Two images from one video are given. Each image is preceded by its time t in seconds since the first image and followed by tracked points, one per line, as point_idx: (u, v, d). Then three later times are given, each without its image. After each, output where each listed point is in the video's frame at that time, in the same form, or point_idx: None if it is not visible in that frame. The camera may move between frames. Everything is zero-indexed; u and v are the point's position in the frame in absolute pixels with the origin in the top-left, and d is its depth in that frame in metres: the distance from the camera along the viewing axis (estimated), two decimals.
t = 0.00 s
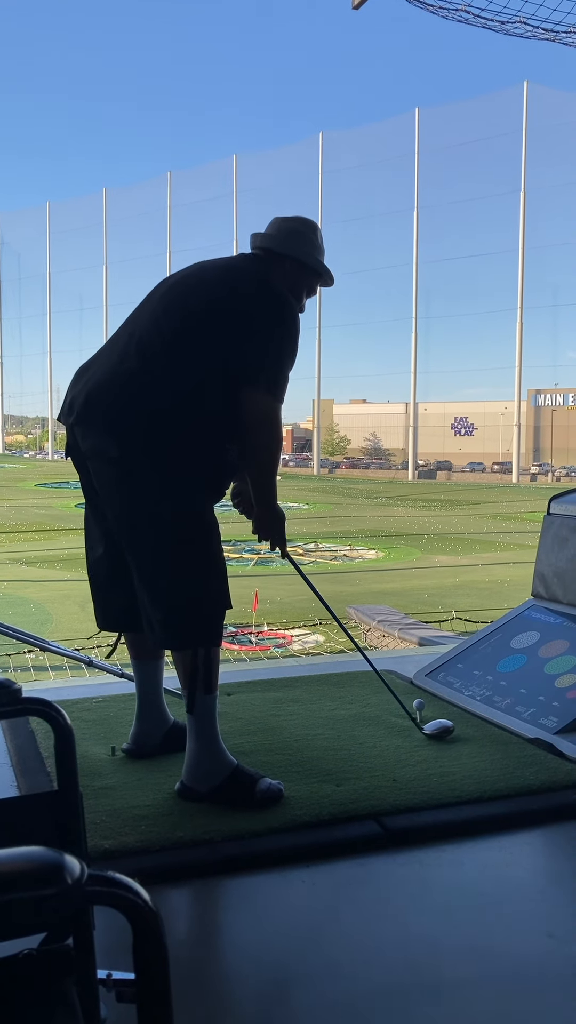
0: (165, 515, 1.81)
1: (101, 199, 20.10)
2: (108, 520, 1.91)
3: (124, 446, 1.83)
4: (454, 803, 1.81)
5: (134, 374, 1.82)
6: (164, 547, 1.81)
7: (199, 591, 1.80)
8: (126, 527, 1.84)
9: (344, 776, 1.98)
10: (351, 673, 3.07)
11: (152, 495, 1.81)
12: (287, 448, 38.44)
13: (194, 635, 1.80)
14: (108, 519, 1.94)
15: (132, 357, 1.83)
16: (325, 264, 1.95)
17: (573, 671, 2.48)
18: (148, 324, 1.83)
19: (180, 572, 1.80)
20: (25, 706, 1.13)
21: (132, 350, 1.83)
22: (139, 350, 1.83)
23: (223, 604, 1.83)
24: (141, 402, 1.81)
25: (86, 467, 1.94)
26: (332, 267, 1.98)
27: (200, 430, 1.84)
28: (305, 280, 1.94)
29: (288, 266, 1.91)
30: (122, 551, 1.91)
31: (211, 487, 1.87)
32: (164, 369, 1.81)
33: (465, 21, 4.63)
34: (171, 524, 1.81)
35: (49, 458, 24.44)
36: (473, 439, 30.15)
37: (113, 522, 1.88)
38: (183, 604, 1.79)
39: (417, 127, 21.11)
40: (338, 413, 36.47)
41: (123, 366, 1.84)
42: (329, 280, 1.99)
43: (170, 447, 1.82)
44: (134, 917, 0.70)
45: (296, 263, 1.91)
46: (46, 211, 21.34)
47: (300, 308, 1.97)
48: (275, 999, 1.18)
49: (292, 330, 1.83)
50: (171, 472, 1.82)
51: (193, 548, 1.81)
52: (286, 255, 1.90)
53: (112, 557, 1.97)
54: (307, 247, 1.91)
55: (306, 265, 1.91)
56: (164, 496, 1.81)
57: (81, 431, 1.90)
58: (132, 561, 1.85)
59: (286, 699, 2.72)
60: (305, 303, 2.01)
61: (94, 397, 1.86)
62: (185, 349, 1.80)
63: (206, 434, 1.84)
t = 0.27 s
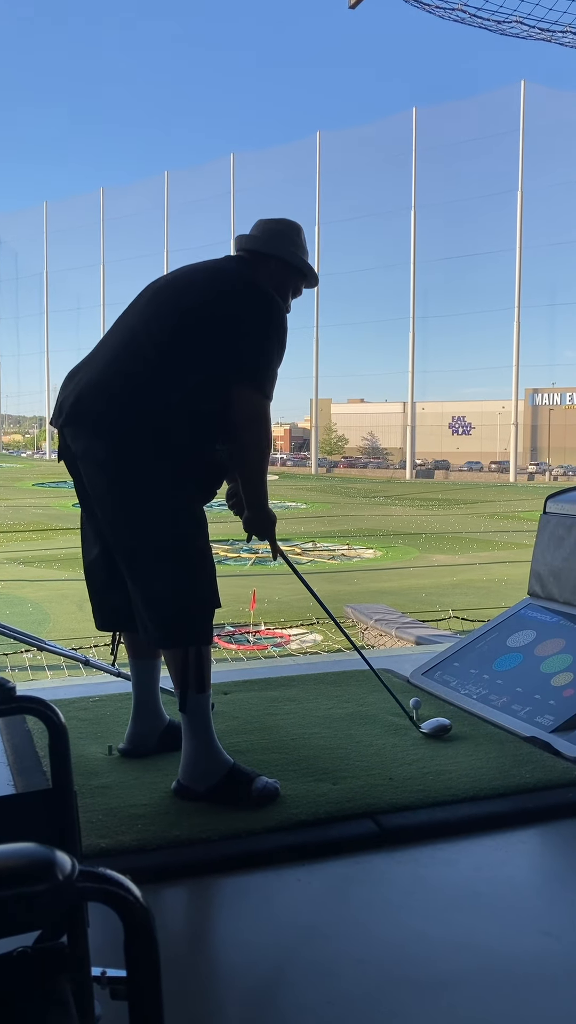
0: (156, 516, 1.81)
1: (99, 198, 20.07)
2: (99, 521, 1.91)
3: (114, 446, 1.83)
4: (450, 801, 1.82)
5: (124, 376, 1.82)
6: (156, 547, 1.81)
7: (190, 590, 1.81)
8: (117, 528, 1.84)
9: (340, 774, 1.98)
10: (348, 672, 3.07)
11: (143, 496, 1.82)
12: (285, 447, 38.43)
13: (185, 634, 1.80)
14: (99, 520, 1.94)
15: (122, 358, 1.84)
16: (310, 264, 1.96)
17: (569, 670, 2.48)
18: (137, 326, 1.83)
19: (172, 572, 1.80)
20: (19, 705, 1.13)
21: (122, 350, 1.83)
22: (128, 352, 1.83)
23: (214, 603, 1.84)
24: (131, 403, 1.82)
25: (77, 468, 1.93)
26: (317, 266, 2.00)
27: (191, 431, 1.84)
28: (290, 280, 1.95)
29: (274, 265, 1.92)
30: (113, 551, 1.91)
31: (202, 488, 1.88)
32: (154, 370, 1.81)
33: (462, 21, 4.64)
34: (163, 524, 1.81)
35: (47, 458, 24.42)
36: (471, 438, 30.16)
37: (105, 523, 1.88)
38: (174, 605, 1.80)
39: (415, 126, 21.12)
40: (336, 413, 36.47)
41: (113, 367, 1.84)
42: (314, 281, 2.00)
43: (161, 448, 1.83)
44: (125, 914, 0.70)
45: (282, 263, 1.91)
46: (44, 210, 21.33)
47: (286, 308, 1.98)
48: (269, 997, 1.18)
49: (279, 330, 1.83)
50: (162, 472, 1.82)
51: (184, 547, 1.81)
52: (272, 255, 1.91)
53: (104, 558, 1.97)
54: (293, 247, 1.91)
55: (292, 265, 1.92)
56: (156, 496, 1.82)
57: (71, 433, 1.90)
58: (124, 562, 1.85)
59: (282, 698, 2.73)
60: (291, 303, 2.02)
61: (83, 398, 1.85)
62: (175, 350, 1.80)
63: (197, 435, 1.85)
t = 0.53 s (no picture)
0: (150, 512, 1.81)
1: (97, 197, 20.05)
2: (96, 521, 1.91)
3: (106, 443, 1.83)
4: (448, 800, 1.82)
5: (114, 375, 1.82)
6: (151, 543, 1.80)
7: (185, 586, 1.80)
8: (113, 526, 1.84)
9: (337, 773, 1.98)
10: (345, 671, 3.07)
11: (138, 493, 1.81)
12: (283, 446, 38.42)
13: (181, 629, 1.80)
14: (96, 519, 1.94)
15: (111, 358, 1.84)
16: (296, 253, 1.96)
17: (566, 669, 2.48)
18: (126, 324, 1.83)
19: (166, 568, 1.80)
20: (14, 703, 1.13)
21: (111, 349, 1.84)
22: (117, 350, 1.83)
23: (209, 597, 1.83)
24: (121, 401, 1.81)
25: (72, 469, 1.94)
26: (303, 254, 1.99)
27: (183, 426, 1.84)
28: (277, 270, 1.95)
29: (260, 257, 1.91)
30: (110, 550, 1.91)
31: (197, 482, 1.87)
32: (143, 368, 1.81)
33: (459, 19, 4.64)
34: (158, 520, 1.80)
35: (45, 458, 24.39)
36: (469, 437, 30.17)
37: (101, 522, 1.88)
38: (171, 601, 1.79)
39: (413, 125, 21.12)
40: (334, 412, 36.47)
41: (104, 367, 1.84)
42: (300, 271, 2.00)
43: (154, 444, 1.82)
44: (119, 911, 0.70)
45: (267, 253, 1.91)
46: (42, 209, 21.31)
47: (274, 298, 1.98)
48: (265, 996, 1.18)
49: (267, 321, 1.83)
50: (156, 469, 1.82)
51: (180, 542, 1.81)
52: (258, 246, 1.91)
53: (102, 557, 1.97)
54: (277, 237, 1.91)
55: (277, 254, 1.92)
56: (150, 493, 1.81)
57: (65, 434, 1.90)
58: (120, 560, 1.85)
59: (280, 697, 2.73)
60: (278, 293, 2.02)
61: (74, 399, 1.85)
62: (163, 346, 1.80)
63: (190, 430, 1.84)
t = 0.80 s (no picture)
0: (149, 513, 1.80)
1: (95, 195, 20.01)
2: (93, 519, 1.90)
3: (104, 442, 1.82)
4: (447, 797, 1.82)
5: (115, 374, 1.82)
6: (148, 544, 1.80)
7: (182, 587, 1.80)
8: (111, 525, 1.84)
9: (336, 771, 1.98)
10: (344, 669, 3.07)
11: (136, 493, 1.81)
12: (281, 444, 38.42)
13: (178, 630, 1.79)
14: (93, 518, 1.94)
15: (113, 357, 1.83)
16: (303, 259, 1.95)
17: (565, 667, 2.48)
18: (128, 324, 1.82)
19: (163, 568, 1.80)
20: (12, 701, 1.13)
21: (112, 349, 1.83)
22: (118, 350, 1.83)
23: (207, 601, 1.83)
24: (121, 401, 1.81)
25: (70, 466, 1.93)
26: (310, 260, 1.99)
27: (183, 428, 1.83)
28: (283, 275, 1.94)
29: (267, 261, 1.91)
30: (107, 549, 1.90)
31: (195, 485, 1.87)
32: (144, 368, 1.80)
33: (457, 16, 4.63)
34: (156, 521, 1.80)
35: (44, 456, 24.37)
36: (467, 435, 30.17)
37: (98, 521, 1.87)
38: (168, 603, 1.79)
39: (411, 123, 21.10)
40: (332, 410, 36.47)
41: (104, 366, 1.83)
42: (307, 278, 2.00)
43: (153, 445, 1.82)
44: (118, 909, 0.70)
45: (274, 259, 1.91)
46: (40, 207, 21.27)
47: (279, 303, 1.98)
48: (264, 994, 1.18)
49: (270, 326, 1.83)
50: (155, 470, 1.82)
51: (177, 544, 1.81)
52: (265, 251, 1.90)
53: (99, 556, 1.97)
54: (285, 243, 1.91)
55: (284, 260, 1.92)
56: (148, 494, 1.81)
57: (63, 431, 1.89)
58: (117, 560, 1.84)
59: (279, 694, 2.72)
60: (284, 298, 2.02)
61: (74, 397, 1.85)
62: (165, 347, 1.80)
63: (190, 432, 1.84)
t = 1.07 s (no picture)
0: (148, 510, 1.80)
1: (94, 194, 19.99)
2: (91, 515, 1.90)
3: (104, 439, 1.82)
4: (445, 795, 1.82)
5: (115, 370, 1.82)
6: (148, 542, 1.80)
7: (181, 586, 1.80)
8: (109, 522, 1.84)
9: (334, 769, 1.98)
10: (342, 668, 3.07)
11: (135, 491, 1.81)
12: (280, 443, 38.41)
13: (178, 630, 1.79)
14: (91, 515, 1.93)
15: (114, 354, 1.83)
16: (307, 259, 1.95)
17: (563, 665, 2.48)
18: (129, 321, 1.82)
19: (161, 567, 1.80)
20: (10, 699, 1.12)
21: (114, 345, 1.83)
22: (120, 347, 1.83)
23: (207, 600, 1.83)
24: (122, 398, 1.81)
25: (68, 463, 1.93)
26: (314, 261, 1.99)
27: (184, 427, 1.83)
28: (286, 275, 1.94)
29: (271, 261, 1.91)
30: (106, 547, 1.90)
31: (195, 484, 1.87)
32: (145, 366, 1.80)
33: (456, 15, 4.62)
34: (156, 519, 1.80)
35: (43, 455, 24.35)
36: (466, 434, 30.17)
37: (97, 518, 1.87)
38: (168, 601, 1.79)
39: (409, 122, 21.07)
40: (331, 409, 36.47)
41: (105, 362, 1.83)
42: (310, 278, 2.00)
43: (154, 443, 1.82)
44: (116, 906, 0.70)
45: (278, 258, 1.91)
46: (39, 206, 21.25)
47: (282, 302, 1.98)
48: (262, 991, 1.18)
49: (273, 326, 1.83)
50: (155, 468, 1.81)
51: (176, 542, 1.81)
52: (269, 250, 1.90)
53: (96, 554, 1.96)
54: (289, 243, 1.91)
55: (288, 260, 1.92)
56: (147, 492, 1.80)
57: (62, 428, 1.89)
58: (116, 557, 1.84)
59: (277, 693, 2.72)
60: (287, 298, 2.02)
61: (74, 393, 1.85)
62: (167, 345, 1.80)
63: (190, 431, 1.84)
